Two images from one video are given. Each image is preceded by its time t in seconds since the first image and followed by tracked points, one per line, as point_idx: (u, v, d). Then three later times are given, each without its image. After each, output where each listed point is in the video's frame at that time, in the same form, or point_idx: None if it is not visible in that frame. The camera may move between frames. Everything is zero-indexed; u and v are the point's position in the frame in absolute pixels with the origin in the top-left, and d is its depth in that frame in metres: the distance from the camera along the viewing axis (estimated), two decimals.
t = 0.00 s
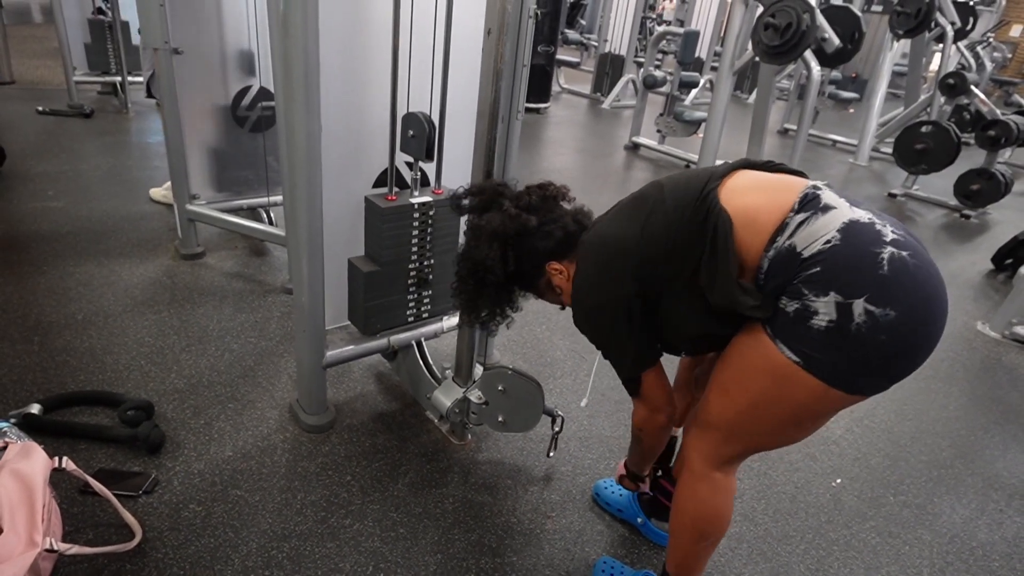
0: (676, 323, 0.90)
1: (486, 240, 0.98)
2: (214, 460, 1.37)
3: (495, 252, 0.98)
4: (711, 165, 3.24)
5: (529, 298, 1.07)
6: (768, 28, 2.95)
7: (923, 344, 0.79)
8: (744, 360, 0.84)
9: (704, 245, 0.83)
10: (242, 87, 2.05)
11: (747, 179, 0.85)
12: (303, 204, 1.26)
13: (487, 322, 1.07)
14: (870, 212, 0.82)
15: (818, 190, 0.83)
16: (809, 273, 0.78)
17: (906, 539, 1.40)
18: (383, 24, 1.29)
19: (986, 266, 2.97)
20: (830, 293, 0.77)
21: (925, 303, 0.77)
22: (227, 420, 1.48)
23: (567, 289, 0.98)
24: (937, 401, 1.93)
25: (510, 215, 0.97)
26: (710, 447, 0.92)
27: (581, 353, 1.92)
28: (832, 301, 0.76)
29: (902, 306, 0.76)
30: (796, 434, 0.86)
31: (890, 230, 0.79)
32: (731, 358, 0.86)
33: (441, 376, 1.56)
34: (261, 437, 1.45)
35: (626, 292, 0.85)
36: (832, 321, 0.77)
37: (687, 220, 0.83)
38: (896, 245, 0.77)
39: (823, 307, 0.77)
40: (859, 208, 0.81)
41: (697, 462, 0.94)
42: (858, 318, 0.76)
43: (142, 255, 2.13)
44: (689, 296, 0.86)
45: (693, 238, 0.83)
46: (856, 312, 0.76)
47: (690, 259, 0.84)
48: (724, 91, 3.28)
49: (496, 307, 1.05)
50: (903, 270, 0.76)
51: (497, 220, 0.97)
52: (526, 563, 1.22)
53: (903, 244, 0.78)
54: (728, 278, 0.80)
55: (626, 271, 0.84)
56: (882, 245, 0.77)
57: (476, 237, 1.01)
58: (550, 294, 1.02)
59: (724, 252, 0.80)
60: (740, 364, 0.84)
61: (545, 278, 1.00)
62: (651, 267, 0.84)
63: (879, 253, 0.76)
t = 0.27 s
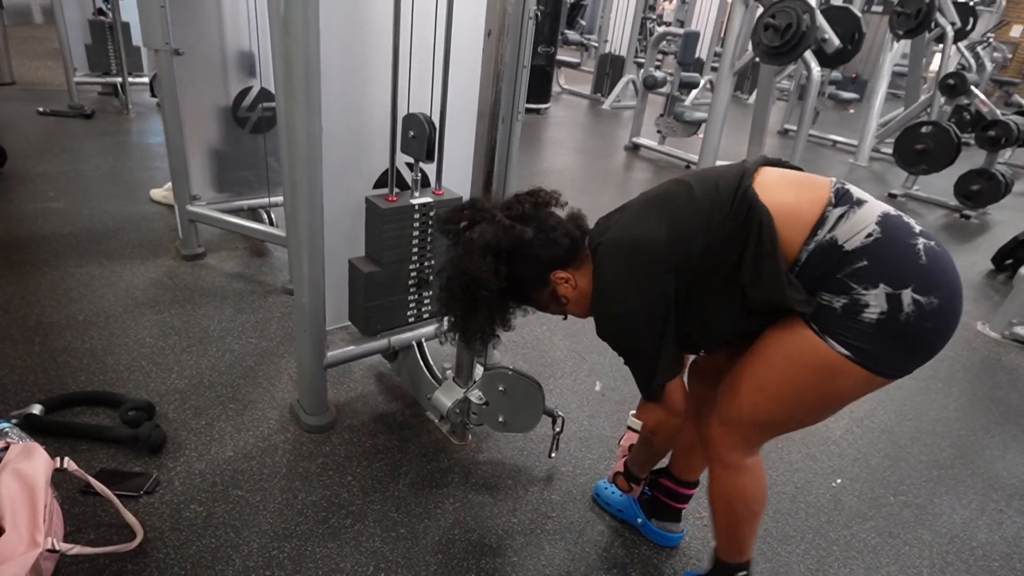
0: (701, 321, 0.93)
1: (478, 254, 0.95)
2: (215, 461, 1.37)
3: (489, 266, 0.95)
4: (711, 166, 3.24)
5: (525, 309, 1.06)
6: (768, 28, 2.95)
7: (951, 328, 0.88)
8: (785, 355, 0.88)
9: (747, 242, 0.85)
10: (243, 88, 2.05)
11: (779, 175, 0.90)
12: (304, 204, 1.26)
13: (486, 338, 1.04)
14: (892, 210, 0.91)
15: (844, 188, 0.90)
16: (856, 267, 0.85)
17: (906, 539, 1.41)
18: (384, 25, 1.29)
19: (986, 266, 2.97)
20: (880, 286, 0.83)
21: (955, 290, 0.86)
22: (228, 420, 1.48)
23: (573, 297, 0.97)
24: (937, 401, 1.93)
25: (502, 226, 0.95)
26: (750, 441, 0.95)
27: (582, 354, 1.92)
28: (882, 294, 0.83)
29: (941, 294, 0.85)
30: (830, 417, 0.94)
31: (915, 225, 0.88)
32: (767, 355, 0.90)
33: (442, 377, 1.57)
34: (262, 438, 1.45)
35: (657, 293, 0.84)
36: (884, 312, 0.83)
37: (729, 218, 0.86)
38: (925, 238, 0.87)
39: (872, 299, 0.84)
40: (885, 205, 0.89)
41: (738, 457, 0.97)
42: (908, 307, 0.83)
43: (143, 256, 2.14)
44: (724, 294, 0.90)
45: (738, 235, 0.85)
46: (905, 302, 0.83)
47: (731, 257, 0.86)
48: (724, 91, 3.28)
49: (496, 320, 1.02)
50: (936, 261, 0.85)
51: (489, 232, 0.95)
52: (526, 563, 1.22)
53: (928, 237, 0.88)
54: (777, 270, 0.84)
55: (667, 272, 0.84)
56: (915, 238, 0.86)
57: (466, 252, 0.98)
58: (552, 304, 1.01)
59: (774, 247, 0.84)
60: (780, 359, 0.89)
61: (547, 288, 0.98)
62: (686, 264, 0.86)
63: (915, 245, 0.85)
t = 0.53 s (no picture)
0: (725, 333, 0.93)
1: (507, 290, 0.88)
2: (217, 462, 1.37)
3: (525, 302, 0.88)
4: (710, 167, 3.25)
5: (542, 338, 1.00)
6: (769, 31, 2.96)
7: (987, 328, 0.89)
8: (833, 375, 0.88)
9: (780, 261, 0.84)
10: (245, 90, 2.06)
11: (804, 191, 0.89)
12: (306, 205, 1.27)
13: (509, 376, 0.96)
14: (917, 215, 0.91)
15: (871, 197, 0.89)
16: (896, 279, 0.84)
17: (906, 541, 1.41)
18: (386, 27, 1.30)
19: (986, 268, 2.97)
20: (921, 296, 0.83)
21: (989, 291, 0.87)
22: (230, 422, 1.49)
23: (594, 321, 0.91)
24: (937, 403, 1.94)
25: (527, 257, 0.89)
26: (794, 459, 0.96)
27: (582, 355, 1.93)
28: (925, 304, 0.83)
29: (979, 298, 0.85)
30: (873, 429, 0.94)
31: (944, 229, 0.88)
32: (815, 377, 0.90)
33: (443, 378, 1.56)
34: (263, 439, 1.45)
35: (697, 315, 0.81)
36: (927, 322, 0.83)
37: (761, 236, 0.84)
38: (955, 242, 0.87)
39: (915, 311, 0.83)
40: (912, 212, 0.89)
41: (784, 476, 0.98)
42: (951, 315, 0.83)
43: (144, 257, 2.14)
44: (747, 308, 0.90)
45: (768, 252, 0.84)
46: (947, 310, 0.83)
47: (762, 274, 0.86)
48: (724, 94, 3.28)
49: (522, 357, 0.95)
50: (970, 264, 0.85)
51: (516, 265, 0.88)
52: (526, 564, 1.23)
53: (958, 241, 0.87)
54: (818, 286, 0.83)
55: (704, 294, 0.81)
56: (948, 243, 0.85)
57: (489, 287, 0.91)
58: (572, 331, 0.96)
59: (810, 268, 0.83)
60: (829, 380, 0.88)
61: (568, 316, 0.93)
62: (724, 282, 0.84)
63: (950, 251, 0.85)
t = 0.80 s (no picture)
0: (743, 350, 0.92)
1: (528, 317, 0.87)
2: (217, 464, 1.37)
3: (546, 327, 0.87)
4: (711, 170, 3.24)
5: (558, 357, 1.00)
6: (769, 33, 2.96)
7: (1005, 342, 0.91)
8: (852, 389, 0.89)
9: (806, 280, 0.85)
10: (246, 92, 2.06)
11: (830, 208, 0.91)
12: (306, 207, 1.27)
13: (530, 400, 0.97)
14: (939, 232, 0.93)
15: (893, 213, 0.91)
16: (919, 295, 0.86)
17: (906, 544, 1.40)
18: (387, 29, 1.30)
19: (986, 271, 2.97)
20: (945, 312, 0.85)
21: (1009, 306, 0.88)
22: (230, 423, 1.49)
23: (608, 338, 0.92)
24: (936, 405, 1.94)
25: (544, 282, 0.87)
26: (804, 469, 0.97)
27: (581, 357, 1.93)
28: (947, 319, 0.85)
29: (1000, 313, 0.87)
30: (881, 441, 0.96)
31: (966, 246, 0.90)
32: (833, 388, 0.91)
33: (443, 380, 1.57)
34: (263, 441, 1.45)
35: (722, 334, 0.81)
36: (949, 337, 0.85)
37: (788, 253, 0.85)
38: (977, 258, 0.89)
39: (938, 326, 0.85)
40: (935, 228, 0.91)
41: (794, 484, 0.98)
42: (972, 330, 0.85)
43: (145, 259, 2.14)
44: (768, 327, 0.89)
45: (795, 270, 0.85)
46: (970, 326, 0.85)
47: (787, 293, 0.86)
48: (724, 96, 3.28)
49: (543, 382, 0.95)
50: (990, 281, 0.87)
51: (536, 291, 0.87)
52: (525, 566, 1.23)
53: (979, 257, 0.89)
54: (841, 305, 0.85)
55: (728, 312, 0.82)
56: (970, 260, 0.87)
57: (508, 317, 0.89)
58: (586, 347, 0.96)
59: (837, 288, 0.85)
60: (847, 393, 0.90)
61: (583, 336, 0.93)
62: (748, 300, 0.83)
63: (972, 267, 0.87)
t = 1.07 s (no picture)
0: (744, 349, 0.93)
1: (531, 318, 0.86)
2: (215, 466, 1.37)
3: (549, 329, 0.86)
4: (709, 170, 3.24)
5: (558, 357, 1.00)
6: (766, 34, 2.96)
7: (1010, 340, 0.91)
8: (855, 388, 0.89)
9: (812, 279, 0.85)
10: (244, 94, 2.06)
11: (835, 208, 0.91)
12: (303, 207, 1.26)
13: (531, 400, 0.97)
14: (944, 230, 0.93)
15: (898, 212, 0.92)
16: (926, 294, 0.86)
17: (905, 544, 1.40)
18: (384, 30, 1.30)
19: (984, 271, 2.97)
20: (952, 311, 0.85)
21: (1014, 304, 0.89)
22: (228, 425, 1.49)
23: (609, 338, 0.92)
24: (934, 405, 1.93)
25: (547, 282, 0.86)
26: (806, 467, 0.97)
27: (580, 358, 1.93)
28: (954, 318, 0.85)
29: (1005, 312, 0.87)
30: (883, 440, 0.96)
31: (971, 244, 0.90)
32: (837, 387, 0.91)
33: (441, 382, 1.56)
34: (261, 443, 1.45)
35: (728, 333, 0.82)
36: (956, 336, 0.85)
37: (795, 252, 0.85)
38: (981, 257, 0.89)
39: (944, 325, 0.85)
40: (940, 226, 0.91)
41: (796, 483, 0.98)
42: (979, 329, 0.85)
43: (143, 261, 2.14)
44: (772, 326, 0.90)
45: (802, 269, 0.85)
46: (976, 325, 0.85)
47: (793, 293, 0.86)
48: (722, 97, 3.28)
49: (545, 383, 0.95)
50: (995, 279, 0.88)
51: (538, 292, 0.86)
52: (523, 567, 1.22)
53: (983, 255, 0.90)
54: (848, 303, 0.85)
55: (733, 311, 0.82)
56: (975, 258, 0.88)
57: (510, 317, 0.88)
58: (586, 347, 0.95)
59: (842, 285, 0.85)
60: (851, 392, 0.90)
61: (585, 337, 0.93)
62: (753, 299, 0.84)
63: (977, 265, 0.87)
